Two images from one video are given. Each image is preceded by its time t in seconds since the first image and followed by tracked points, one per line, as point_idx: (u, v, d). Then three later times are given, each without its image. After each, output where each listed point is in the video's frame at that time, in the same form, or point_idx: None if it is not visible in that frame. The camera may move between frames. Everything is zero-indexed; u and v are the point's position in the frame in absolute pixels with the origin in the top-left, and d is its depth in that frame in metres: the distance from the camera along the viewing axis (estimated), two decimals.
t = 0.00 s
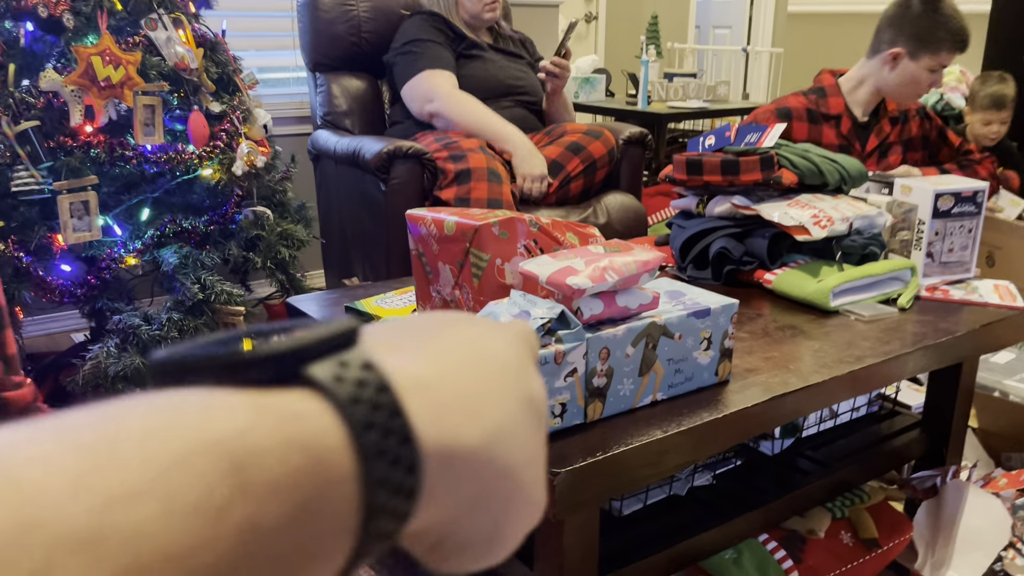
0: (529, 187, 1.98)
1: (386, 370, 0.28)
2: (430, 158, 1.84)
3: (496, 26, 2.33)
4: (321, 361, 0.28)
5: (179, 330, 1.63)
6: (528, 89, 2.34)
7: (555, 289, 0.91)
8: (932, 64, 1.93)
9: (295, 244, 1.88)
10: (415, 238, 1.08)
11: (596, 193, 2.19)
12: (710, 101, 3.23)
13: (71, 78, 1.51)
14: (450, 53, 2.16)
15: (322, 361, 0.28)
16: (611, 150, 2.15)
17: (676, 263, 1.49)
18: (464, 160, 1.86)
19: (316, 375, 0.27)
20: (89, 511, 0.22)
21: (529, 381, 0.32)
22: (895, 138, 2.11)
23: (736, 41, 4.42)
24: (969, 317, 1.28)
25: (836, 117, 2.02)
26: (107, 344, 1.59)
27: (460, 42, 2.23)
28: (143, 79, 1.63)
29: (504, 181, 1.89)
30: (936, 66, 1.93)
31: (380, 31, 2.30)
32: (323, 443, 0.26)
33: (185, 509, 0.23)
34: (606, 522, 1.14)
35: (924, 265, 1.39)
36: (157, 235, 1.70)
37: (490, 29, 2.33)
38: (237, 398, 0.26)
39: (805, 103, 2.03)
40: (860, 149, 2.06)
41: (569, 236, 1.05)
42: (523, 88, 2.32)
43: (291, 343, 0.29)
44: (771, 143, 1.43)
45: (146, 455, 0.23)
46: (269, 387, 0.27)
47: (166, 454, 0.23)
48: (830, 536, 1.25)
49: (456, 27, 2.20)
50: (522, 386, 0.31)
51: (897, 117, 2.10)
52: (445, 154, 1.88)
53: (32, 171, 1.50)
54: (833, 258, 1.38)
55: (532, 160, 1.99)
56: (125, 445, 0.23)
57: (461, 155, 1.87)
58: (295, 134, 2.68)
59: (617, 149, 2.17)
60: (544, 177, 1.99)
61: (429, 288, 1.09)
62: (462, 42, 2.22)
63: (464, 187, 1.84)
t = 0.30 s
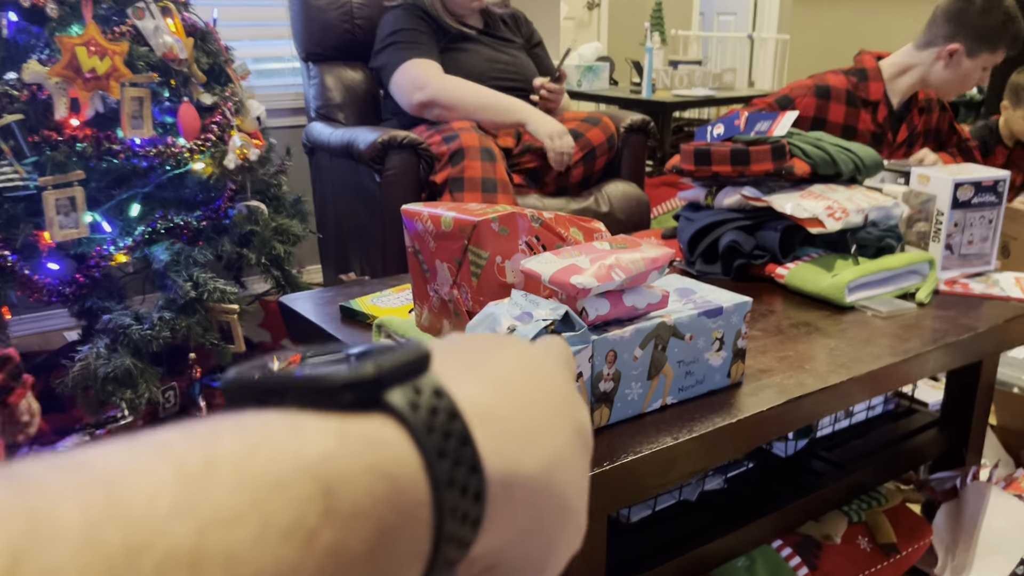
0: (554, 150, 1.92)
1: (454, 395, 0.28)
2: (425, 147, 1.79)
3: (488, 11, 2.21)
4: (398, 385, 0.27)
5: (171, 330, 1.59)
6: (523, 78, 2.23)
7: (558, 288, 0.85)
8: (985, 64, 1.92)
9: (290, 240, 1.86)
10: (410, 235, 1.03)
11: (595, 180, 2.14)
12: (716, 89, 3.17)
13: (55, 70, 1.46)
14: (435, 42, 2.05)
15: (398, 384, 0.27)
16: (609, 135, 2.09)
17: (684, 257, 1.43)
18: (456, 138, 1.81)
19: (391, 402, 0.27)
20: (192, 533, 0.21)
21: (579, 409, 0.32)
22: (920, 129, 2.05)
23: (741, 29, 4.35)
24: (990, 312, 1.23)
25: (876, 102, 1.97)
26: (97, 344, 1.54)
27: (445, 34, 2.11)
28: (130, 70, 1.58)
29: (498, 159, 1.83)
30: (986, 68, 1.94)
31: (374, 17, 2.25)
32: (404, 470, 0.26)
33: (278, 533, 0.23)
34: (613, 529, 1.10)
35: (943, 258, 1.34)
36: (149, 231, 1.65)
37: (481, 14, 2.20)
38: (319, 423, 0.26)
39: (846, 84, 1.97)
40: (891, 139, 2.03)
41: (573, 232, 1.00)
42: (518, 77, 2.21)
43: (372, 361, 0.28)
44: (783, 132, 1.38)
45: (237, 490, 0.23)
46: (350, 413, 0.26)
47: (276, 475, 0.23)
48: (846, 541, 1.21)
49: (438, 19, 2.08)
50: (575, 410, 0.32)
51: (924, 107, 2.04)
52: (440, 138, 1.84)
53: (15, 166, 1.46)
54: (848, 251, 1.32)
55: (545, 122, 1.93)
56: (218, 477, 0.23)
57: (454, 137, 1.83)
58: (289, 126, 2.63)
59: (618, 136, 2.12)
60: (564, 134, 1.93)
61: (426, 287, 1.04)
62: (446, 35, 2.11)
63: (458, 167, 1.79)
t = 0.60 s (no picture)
0: (536, 169, 1.92)
1: (416, 467, 0.35)
2: (429, 149, 1.75)
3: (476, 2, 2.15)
4: (354, 461, 0.35)
5: (166, 331, 1.56)
6: (516, 69, 2.19)
7: (558, 284, 0.83)
8: (982, 48, 1.84)
9: (287, 238, 1.84)
10: (407, 233, 1.01)
11: (603, 179, 2.11)
12: (718, 79, 3.14)
13: (46, 66, 1.43)
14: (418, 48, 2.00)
15: (354, 460, 0.35)
16: (618, 133, 2.06)
17: (687, 252, 1.41)
18: (457, 141, 1.75)
19: (353, 479, 0.34)
20: None
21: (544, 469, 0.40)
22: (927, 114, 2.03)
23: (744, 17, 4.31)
24: (1000, 306, 1.20)
25: (885, 90, 1.96)
26: (91, 346, 1.53)
27: (429, 32, 2.08)
28: (121, 67, 1.55)
29: (501, 161, 1.78)
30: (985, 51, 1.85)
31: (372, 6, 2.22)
32: (364, 540, 0.33)
33: None
34: (616, 532, 1.08)
35: (951, 251, 1.31)
36: (142, 230, 1.62)
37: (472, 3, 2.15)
38: (279, 503, 0.33)
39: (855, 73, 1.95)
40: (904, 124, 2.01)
41: (573, 229, 0.98)
42: (510, 69, 2.17)
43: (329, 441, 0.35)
44: (786, 123, 1.35)
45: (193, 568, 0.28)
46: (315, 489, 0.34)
47: (229, 567, 0.29)
48: (855, 541, 1.18)
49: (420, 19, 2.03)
50: (529, 462, 0.39)
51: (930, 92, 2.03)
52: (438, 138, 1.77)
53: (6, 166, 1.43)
54: (854, 245, 1.30)
55: (534, 135, 1.91)
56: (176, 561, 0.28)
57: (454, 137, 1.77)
58: (285, 121, 2.60)
59: (626, 134, 2.08)
60: (549, 152, 1.92)
61: (424, 286, 1.02)
62: (430, 32, 2.08)
63: (460, 170, 1.73)
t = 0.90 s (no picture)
0: (551, 170, 1.89)
1: (386, 560, 0.28)
2: (437, 154, 1.74)
3: None
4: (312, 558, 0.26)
5: (173, 331, 1.58)
6: (526, 71, 2.16)
7: (560, 284, 0.84)
8: (938, 29, 1.82)
9: (291, 237, 1.84)
10: (411, 233, 1.02)
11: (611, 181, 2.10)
12: (717, 73, 3.15)
13: (49, 70, 1.45)
14: (428, 48, 2.00)
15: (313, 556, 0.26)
16: (626, 137, 2.06)
17: (687, 247, 1.41)
18: (467, 147, 1.76)
19: None
20: None
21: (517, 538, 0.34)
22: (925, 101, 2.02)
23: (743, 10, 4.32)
24: (999, 298, 1.21)
25: (867, 80, 1.96)
26: (99, 346, 1.54)
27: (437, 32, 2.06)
28: (125, 69, 1.56)
29: (511, 168, 1.78)
30: (943, 34, 1.82)
31: None
32: None
33: None
34: (622, 526, 1.09)
35: (951, 243, 1.32)
36: (147, 231, 1.64)
37: None
38: None
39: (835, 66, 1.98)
40: (893, 113, 1.98)
41: (576, 227, 0.99)
42: (520, 71, 2.14)
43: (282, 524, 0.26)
44: (785, 118, 1.36)
45: None
46: None
47: None
48: (858, 532, 1.20)
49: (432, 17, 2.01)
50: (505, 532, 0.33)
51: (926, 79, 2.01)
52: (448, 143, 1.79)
53: (11, 168, 1.46)
54: (854, 238, 1.31)
55: (547, 136, 1.89)
56: None
57: (464, 143, 1.78)
58: (286, 120, 2.60)
59: (633, 135, 2.08)
60: (563, 152, 1.90)
61: (428, 286, 1.03)
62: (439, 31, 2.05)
63: (470, 176, 1.74)
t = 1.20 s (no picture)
0: (567, 166, 1.92)
1: None
2: (443, 153, 1.75)
3: None
4: None
5: (182, 327, 1.60)
6: (540, 73, 2.13)
7: (568, 279, 0.86)
8: (913, 23, 1.79)
9: (297, 233, 1.86)
10: (417, 227, 1.04)
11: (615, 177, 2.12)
12: (716, 67, 3.17)
13: (58, 71, 1.47)
14: (443, 51, 1.97)
15: None
16: (630, 136, 2.07)
17: (690, 239, 1.43)
18: (475, 149, 1.79)
19: None
20: None
21: None
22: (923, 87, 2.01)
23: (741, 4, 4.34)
24: (997, 285, 1.23)
25: (854, 71, 1.97)
26: (110, 343, 1.56)
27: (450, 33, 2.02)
28: (132, 70, 1.58)
29: (517, 169, 1.82)
30: (918, 28, 1.79)
31: None
32: None
33: None
34: (627, 512, 1.11)
35: (949, 232, 1.34)
36: (156, 229, 1.67)
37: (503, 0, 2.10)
38: None
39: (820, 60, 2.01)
40: (884, 102, 1.99)
41: (579, 219, 1.00)
42: (533, 77, 2.11)
43: None
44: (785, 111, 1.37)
45: None
46: None
47: None
48: (859, 516, 1.22)
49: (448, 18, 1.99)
50: None
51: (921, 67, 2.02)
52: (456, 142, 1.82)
53: (22, 170, 1.46)
54: (853, 228, 1.33)
55: (559, 133, 1.91)
56: None
57: (472, 144, 1.81)
58: (291, 118, 2.61)
59: (638, 133, 2.10)
60: (576, 147, 1.93)
61: (435, 278, 1.05)
62: (453, 33, 2.01)
63: (477, 177, 1.77)
